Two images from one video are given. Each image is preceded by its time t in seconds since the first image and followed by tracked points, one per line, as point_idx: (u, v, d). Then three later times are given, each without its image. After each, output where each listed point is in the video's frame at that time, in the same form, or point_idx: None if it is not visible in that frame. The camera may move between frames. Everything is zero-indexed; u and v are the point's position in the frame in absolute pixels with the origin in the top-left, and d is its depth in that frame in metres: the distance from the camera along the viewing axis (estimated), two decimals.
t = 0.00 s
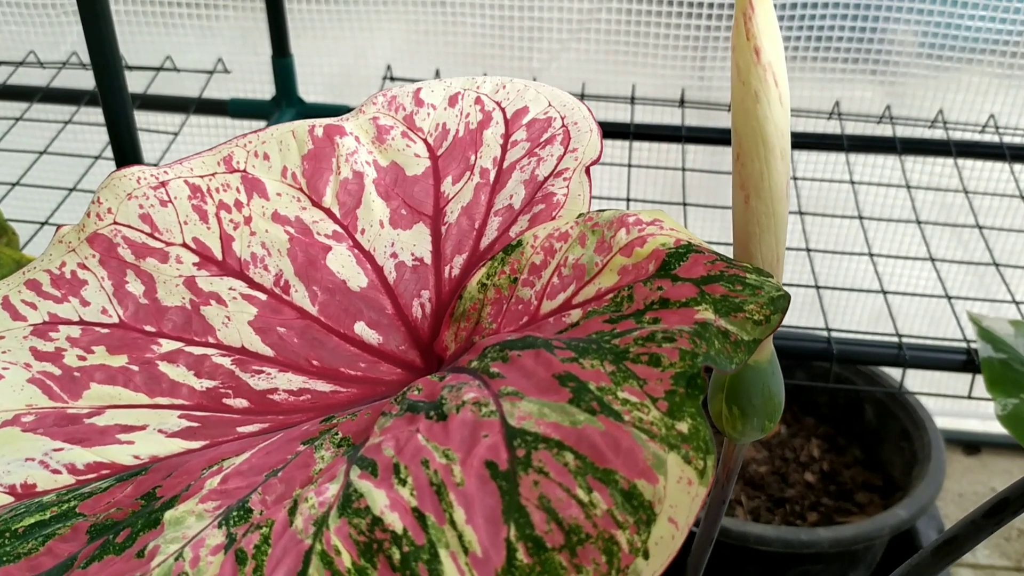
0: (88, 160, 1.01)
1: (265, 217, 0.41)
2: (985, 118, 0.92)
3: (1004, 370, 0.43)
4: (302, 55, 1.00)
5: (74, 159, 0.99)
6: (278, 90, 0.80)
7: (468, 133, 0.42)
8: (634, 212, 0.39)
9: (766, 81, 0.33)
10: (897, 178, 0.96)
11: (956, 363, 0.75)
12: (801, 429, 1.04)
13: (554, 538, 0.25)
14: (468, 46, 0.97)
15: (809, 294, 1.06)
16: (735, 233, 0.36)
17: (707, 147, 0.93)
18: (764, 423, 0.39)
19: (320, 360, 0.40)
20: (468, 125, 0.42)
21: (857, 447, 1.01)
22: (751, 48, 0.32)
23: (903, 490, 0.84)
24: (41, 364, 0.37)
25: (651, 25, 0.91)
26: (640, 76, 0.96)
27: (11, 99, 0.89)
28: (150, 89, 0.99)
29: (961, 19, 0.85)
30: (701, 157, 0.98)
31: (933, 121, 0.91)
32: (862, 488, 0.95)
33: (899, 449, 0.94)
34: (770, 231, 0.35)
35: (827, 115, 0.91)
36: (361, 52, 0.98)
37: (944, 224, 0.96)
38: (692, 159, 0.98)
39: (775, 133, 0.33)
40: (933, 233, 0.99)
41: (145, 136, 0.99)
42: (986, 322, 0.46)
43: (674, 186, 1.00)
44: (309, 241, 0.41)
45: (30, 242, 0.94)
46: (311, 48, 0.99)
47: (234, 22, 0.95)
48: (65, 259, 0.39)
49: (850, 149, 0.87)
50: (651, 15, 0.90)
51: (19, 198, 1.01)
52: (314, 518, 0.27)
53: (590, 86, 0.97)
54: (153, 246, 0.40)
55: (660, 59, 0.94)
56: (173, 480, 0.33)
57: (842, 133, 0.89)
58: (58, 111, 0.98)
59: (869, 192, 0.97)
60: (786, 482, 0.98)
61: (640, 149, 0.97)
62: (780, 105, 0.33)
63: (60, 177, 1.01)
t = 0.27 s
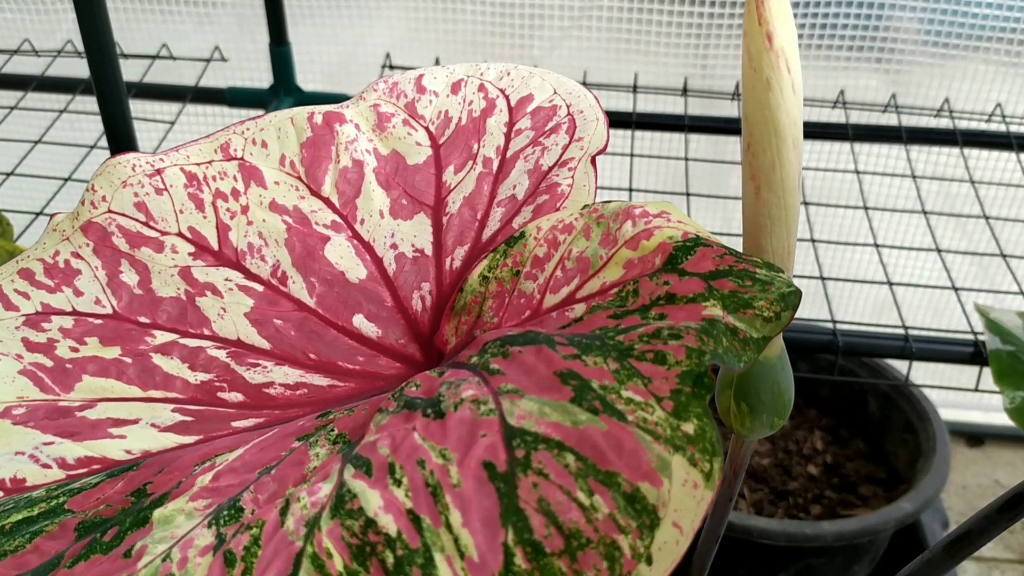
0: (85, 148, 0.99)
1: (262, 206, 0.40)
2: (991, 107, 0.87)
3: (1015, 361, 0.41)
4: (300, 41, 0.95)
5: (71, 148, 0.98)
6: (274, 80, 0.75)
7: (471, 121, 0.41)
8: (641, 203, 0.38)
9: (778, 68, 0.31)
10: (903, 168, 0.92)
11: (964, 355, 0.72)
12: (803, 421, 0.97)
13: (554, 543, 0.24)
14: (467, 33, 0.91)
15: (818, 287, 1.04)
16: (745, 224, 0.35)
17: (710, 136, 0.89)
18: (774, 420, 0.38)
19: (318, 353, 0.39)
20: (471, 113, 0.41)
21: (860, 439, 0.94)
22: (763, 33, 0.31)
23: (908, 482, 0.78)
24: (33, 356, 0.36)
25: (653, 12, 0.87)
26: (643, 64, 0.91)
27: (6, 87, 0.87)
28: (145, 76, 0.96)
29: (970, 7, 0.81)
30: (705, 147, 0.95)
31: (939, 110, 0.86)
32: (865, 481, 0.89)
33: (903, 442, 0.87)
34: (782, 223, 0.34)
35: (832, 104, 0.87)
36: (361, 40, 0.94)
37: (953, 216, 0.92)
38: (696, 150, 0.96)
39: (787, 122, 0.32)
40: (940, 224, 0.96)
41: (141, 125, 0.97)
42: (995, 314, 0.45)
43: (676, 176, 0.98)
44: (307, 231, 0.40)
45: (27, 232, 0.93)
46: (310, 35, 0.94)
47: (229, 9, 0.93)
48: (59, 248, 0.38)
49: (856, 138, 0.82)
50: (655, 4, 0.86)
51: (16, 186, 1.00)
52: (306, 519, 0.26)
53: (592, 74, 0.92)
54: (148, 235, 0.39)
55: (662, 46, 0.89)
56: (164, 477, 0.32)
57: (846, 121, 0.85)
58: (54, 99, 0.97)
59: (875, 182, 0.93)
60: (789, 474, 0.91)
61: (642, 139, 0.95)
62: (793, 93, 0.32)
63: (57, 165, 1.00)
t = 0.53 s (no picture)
0: (82, 141, 0.98)
1: (265, 200, 0.39)
2: (998, 99, 0.87)
3: None
4: (302, 32, 0.93)
5: (68, 140, 0.97)
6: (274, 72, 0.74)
7: (477, 113, 0.40)
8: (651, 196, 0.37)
9: (795, 57, 0.31)
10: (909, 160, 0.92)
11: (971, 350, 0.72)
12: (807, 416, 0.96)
13: (573, 545, 0.24)
14: (470, 24, 0.90)
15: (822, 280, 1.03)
16: (758, 217, 0.34)
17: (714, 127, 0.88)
18: (786, 417, 0.38)
19: (323, 350, 0.38)
20: (477, 105, 0.40)
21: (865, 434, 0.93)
22: (780, 21, 0.30)
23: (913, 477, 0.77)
24: (32, 354, 0.36)
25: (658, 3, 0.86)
26: (646, 55, 0.90)
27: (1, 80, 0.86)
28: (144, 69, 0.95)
29: None
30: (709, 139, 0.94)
31: (945, 102, 0.86)
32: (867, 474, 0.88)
33: (908, 436, 0.86)
34: (797, 216, 0.33)
35: (837, 96, 0.86)
36: (362, 31, 0.93)
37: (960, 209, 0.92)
38: (699, 141, 0.95)
39: (803, 112, 0.31)
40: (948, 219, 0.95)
41: (141, 117, 0.96)
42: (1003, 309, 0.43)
43: (679, 169, 0.97)
44: (311, 225, 0.39)
45: (24, 226, 0.92)
46: (309, 27, 0.93)
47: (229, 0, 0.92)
48: (56, 244, 0.38)
49: (861, 131, 0.82)
50: None
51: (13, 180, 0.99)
52: (317, 522, 0.25)
53: (595, 66, 0.92)
54: (148, 230, 0.38)
55: (667, 37, 0.88)
56: (168, 478, 0.31)
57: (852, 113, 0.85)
58: (51, 91, 0.95)
59: (881, 175, 0.92)
60: (794, 469, 0.91)
61: (646, 132, 0.94)
62: (810, 83, 0.31)
63: (54, 158, 0.99)
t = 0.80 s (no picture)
0: (83, 138, 0.98)
1: (271, 199, 0.38)
2: (1004, 94, 0.86)
3: None
4: (303, 26, 0.92)
5: (68, 138, 0.96)
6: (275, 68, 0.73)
7: (487, 110, 0.40)
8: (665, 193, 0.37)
9: (814, 53, 0.30)
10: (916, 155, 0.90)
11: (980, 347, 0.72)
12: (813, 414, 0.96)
13: (599, 551, 0.23)
14: (473, 18, 0.89)
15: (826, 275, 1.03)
16: (776, 215, 0.34)
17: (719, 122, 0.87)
18: (801, 417, 0.37)
19: (332, 352, 0.38)
20: (486, 101, 0.40)
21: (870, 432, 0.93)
22: (800, 16, 0.30)
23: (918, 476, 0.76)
24: (36, 358, 0.35)
25: None
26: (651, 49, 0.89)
27: None
28: (145, 65, 0.93)
29: None
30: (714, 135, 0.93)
31: (952, 97, 0.85)
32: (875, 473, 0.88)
33: (914, 434, 0.86)
34: (816, 213, 0.33)
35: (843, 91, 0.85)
36: (364, 26, 0.92)
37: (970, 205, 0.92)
38: (704, 137, 0.94)
39: (823, 108, 0.31)
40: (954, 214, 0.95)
41: (142, 114, 0.95)
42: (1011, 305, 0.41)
43: (684, 164, 0.97)
44: (318, 225, 0.38)
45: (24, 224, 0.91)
46: (310, 22, 0.92)
47: None
48: (59, 245, 0.37)
49: (866, 126, 0.82)
50: None
51: (12, 177, 0.98)
52: (335, 529, 0.25)
53: (599, 61, 0.91)
54: (153, 231, 0.37)
55: (672, 33, 0.88)
56: (179, 483, 0.31)
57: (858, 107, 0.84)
58: (50, 88, 0.94)
59: (888, 172, 0.92)
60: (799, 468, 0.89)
61: (650, 127, 0.93)
62: (829, 79, 0.31)
63: (53, 155, 0.98)
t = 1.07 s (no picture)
0: (82, 134, 0.97)
1: (277, 195, 0.38)
2: (1008, 86, 0.82)
3: None
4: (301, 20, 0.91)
5: (66, 134, 0.95)
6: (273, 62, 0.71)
7: (496, 103, 0.39)
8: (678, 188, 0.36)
9: (834, 44, 0.29)
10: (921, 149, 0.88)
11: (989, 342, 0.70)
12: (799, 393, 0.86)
13: (616, 555, 0.22)
14: (471, 12, 0.87)
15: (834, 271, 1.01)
16: (792, 210, 0.33)
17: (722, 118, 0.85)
18: (816, 415, 0.36)
19: (340, 350, 0.37)
20: (496, 94, 0.39)
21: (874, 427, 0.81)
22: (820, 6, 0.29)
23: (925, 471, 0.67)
24: (40, 356, 0.35)
25: None
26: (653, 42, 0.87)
27: None
28: (143, 61, 0.93)
29: None
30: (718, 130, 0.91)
31: (956, 90, 0.82)
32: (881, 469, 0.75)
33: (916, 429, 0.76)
34: (833, 208, 0.32)
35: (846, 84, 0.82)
36: (361, 20, 0.90)
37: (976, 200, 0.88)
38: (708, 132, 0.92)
39: (842, 100, 0.30)
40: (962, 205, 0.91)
41: (141, 109, 0.95)
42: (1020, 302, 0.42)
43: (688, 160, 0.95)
44: (326, 221, 0.38)
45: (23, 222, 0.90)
46: (308, 17, 0.90)
47: None
48: (63, 242, 0.37)
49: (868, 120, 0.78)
50: None
51: (10, 174, 0.97)
52: (345, 532, 0.24)
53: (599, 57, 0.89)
54: (157, 227, 0.37)
55: (671, 26, 0.85)
56: (185, 485, 0.30)
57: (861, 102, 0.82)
58: (49, 84, 0.94)
59: (891, 164, 0.88)
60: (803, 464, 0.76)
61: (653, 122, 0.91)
62: (849, 70, 0.30)
63: (52, 151, 0.97)
